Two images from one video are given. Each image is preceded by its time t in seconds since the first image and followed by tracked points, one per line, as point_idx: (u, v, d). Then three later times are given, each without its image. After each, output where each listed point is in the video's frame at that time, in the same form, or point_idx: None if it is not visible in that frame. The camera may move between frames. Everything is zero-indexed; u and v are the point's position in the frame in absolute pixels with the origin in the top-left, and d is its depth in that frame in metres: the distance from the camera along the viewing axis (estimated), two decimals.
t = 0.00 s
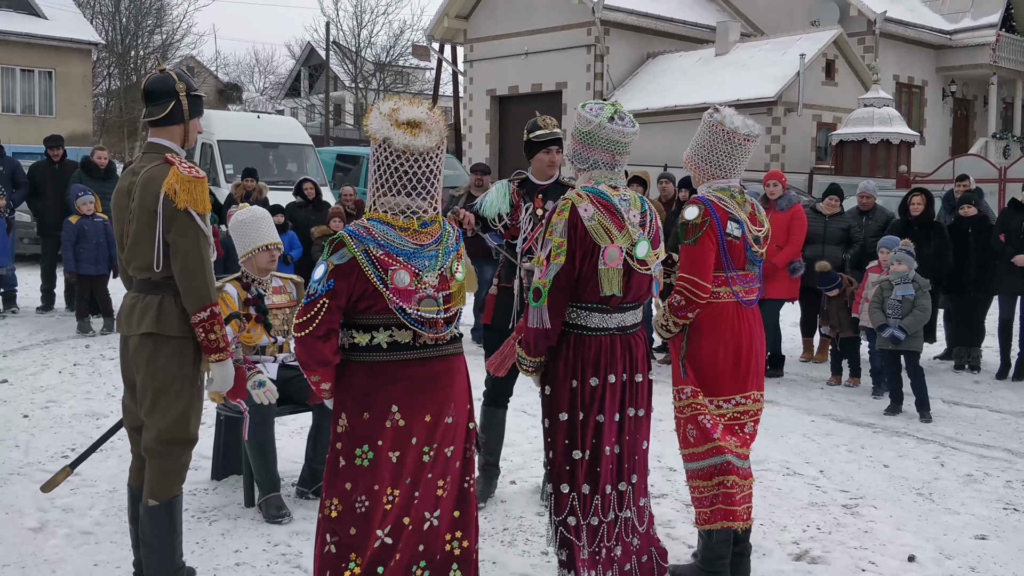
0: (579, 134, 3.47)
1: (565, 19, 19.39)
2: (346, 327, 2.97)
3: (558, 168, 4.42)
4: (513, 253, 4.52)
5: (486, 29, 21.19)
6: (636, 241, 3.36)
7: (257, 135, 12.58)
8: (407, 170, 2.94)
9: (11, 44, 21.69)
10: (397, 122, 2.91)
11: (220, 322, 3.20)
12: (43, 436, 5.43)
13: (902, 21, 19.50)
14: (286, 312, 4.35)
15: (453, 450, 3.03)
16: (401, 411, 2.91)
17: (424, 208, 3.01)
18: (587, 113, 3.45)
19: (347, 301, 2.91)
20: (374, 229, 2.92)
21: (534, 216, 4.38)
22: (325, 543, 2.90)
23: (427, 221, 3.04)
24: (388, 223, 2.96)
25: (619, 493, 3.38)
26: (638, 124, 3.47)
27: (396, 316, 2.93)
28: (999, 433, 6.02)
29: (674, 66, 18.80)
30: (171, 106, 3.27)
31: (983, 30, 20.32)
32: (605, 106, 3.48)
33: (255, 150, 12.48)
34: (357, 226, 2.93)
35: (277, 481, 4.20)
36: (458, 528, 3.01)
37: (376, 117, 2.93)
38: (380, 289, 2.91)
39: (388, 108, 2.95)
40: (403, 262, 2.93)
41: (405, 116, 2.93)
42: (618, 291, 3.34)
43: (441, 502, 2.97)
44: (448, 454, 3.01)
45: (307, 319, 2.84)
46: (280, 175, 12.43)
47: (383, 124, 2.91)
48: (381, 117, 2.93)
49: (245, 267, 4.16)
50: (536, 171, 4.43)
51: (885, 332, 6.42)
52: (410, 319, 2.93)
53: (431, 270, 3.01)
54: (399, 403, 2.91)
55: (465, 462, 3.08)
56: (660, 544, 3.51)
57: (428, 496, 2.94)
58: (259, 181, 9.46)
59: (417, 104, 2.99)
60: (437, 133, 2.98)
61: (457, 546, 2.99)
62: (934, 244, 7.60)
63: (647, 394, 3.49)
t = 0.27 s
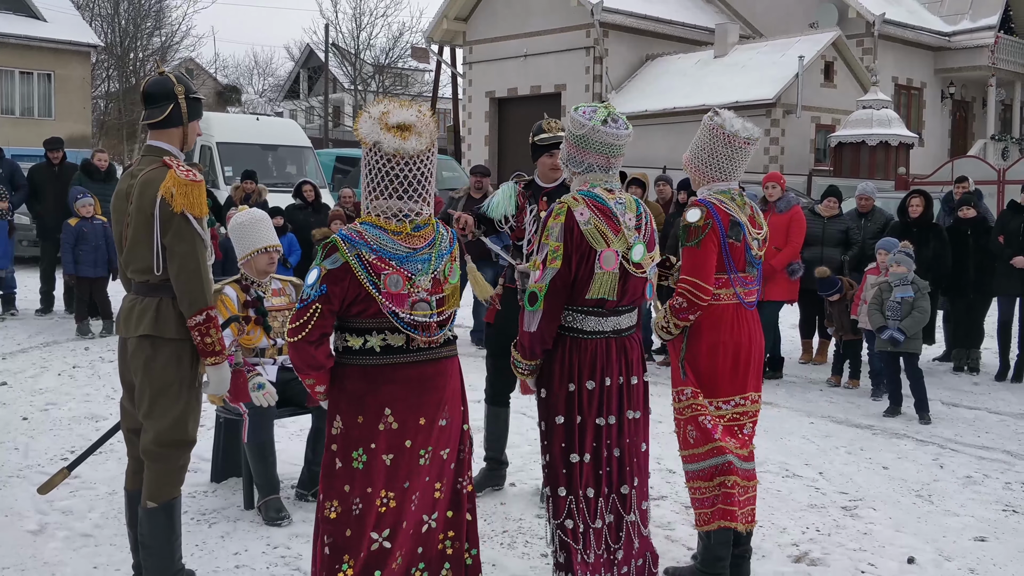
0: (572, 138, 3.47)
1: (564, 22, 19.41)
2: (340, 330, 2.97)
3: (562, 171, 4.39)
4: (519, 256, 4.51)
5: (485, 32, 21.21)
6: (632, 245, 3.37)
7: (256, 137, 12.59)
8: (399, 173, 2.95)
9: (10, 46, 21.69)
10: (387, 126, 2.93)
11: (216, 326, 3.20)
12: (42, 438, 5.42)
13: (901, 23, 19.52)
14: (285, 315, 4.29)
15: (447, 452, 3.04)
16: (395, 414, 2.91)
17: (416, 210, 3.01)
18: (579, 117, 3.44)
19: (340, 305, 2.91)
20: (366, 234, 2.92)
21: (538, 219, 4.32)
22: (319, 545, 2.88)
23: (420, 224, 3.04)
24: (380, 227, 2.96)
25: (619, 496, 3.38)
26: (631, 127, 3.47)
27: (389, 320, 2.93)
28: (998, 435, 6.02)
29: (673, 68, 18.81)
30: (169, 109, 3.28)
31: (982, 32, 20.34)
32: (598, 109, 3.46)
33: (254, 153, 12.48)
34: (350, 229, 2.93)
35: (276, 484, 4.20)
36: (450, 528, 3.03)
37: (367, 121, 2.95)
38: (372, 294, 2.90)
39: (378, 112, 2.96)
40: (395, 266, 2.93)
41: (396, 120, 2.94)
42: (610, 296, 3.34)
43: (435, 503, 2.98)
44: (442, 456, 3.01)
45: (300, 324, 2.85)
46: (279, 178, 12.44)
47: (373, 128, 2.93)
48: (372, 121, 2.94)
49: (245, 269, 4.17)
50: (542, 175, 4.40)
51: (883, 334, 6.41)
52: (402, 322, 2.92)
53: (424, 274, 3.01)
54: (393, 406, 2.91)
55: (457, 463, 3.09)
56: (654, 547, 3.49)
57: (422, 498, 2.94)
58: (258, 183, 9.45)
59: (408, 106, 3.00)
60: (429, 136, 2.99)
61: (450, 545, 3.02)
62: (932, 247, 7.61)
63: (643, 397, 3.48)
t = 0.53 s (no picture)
0: (583, 137, 3.47)
1: (563, 24, 19.43)
2: (338, 332, 2.97)
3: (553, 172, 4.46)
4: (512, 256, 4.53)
5: (484, 33, 21.23)
6: (638, 248, 3.38)
7: (255, 139, 12.59)
8: (397, 176, 2.94)
9: (9, 48, 21.69)
10: (385, 129, 2.92)
11: (213, 327, 3.20)
12: (41, 440, 5.42)
13: (900, 25, 19.54)
14: (285, 316, 4.27)
15: (444, 454, 3.03)
16: (392, 416, 2.91)
17: (414, 212, 3.01)
18: (592, 117, 3.44)
19: (338, 307, 2.91)
20: (365, 236, 2.92)
21: (529, 220, 4.40)
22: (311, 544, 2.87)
23: (418, 227, 3.04)
24: (379, 229, 2.96)
25: (621, 496, 3.38)
26: (642, 131, 3.48)
27: (386, 323, 2.93)
28: (998, 436, 6.02)
29: (673, 69, 18.82)
30: (166, 110, 3.28)
31: (981, 34, 20.37)
32: (610, 111, 3.47)
33: (254, 154, 12.48)
34: (349, 232, 2.93)
35: (276, 485, 4.21)
36: (448, 530, 3.03)
37: (364, 124, 2.95)
38: (370, 297, 2.91)
39: (376, 115, 2.96)
40: (393, 269, 2.93)
41: (394, 122, 2.94)
42: (619, 298, 3.34)
43: (433, 505, 2.98)
44: (440, 458, 3.01)
45: (297, 326, 2.84)
46: (278, 180, 12.45)
47: (371, 131, 2.92)
48: (369, 124, 2.94)
49: (245, 271, 4.16)
50: (533, 175, 4.47)
51: (883, 336, 6.41)
52: (398, 325, 2.92)
53: (422, 277, 3.01)
54: (390, 407, 2.91)
55: (455, 465, 3.09)
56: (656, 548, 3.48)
57: (419, 499, 2.94)
58: (257, 185, 9.43)
59: (405, 108, 3.00)
60: (427, 139, 2.99)
61: (447, 548, 3.01)
62: (932, 248, 7.61)
63: (646, 398, 3.48)
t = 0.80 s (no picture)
0: (587, 138, 3.48)
1: (562, 25, 19.44)
2: (337, 334, 2.97)
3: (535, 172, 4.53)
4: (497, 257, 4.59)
5: (484, 35, 21.23)
6: (642, 249, 3.40)
7: (255, 141, 12.59)
8: (396, 177, 2.94)
9: (8, 49, 21.68)
10: (384, 130, 2.92)
11: (209, 328, 3.19)
12: (40, 442, 5.42)
13: (899, 26, 19.55)
14: (284, 316, 4.28)
15: (444, 456, 3.03)
16: (391, 418, 2.91)
17: (413, 214, 3.00)
18: (598, 119, 3.44)
19: (336, 309, 2.90)
20: (363, 238, 2.91)
21: (513, 220, 4.51)
22: (309, 545, 2.86)
23: (416, 229, 3.03)
24: (378, 231, 2.95)
25: (624, 496, 3.38)
26: (649, 134, 3.49)
27: (384, 324, 2.93)
28: (997, 437, 6.02)
29: (672, 71, 18.83)
30: (162, 112, 3.28)
31: (980, 35, 20.38)
32: (617, 113, 3.47)
33: (253, 156, 12.48)
34: (348, 234, 2.92)
35: (275, 487, 4.20)
36: (450, 532, 3.03)
37: (364, 126, 2.95)
38: (369, 298, 2.91)
39: (376, 117, 2.97)
40: (392, 271, 2.93)
41: (393, 124, 2.94)
42: (623, 298, 3.35)
43: (433, 506, 2.98)
44: (439, 460, 3.01)
45: (295, 328, 2.83)
46: (277, 181, 12.46)
47: (371, 133, 2.93)
48: (369, 127, 2.94)
49: (242, 272, 4.16)
50: (515, 175, 4.53)
51: (882, 337, 6.40)
52: (396, 327, 2.92)
53: (421, 278, 3.01)
54: (389, 409, 2.91)
55: (455, 467, 3.09)
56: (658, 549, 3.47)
57: (419, 500, 2.94)
58: (255, 187, 9.41)
59: (405, 110, 3.00)
60: (426, 140, 2.99)
61: (451, 551, 3.01)
62: (931, 249, 7.63)
63: (649, 398, 3.49)
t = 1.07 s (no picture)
0: (587, 140, 3.48)
1: (561, 27, 19.45)
2: (337, 335, 2.96)
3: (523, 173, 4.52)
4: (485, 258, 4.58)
5: (482, 37, 21.25)
6: (644, 250, 3.39)
7: (253, 143, 12.59)
8: (395, 178, 2.94)
9: (6, 51, 21.67)
10: (384, 131, 2.92)
11: (204, 329, 3.19)
12: (38, 444, 5.41)
13: (898, 28, 19.56)
14: (282, 318, 4.27)
15: (444, 457, 3.03)
16: (391, 419, 2.90)
17: (413, 215, 3.00)
18: (597, 121, 3.45)
19: (336, 310, 2.90)
20: (363, 239, 2.91)
21: (501, 221, 4.50)
22: (309, 546, 2.86)
23: (416, 230, 3.03)
24: (378, 233, 2.95)
25: (627, 496, 3.37)
26: (648, 134, 3.49)
27: (383, 326, 2.93)
28: (996, 439, 6.02)
29: (670, 73, 18.84)
30: (157, 113, 3.28)
31: (978, 36, 20.39)
32: (616, 114, 3.47)
33: (251, 158, 12.48)
34: (348, 235, 2.92)
35: (273, 489, 4.20)
36: (450, 534, 3.03)
37: (363, 127, 2.94)
38: (368, 300, 2.91)
39: (375, 118, 2.96)
40: (392, 272, 2.93)
41: (392, 126, 2.94)
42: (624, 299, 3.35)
43: (433, 508, 2.97)
44: (439, 461, 3.01)
45: (296, 329, 2.84)
46: (276, 183, 12.46)
47: (370, 134, 2.92)
48: (368, 128, 2.93)
49: (240, 273, 4.15)
50: (503, 176, 4.53)
51: (881, 338, 6.41)
52: (395, 328, 2.92)
53: (420, 280, 3.01)
54: (389, 410, 2.91)
55: (455, 468, 3.09)
56: (659, 549, 3.47)
57: (418, 502, 2.93)
58: (253, 189, 9.41)
59: (405, 111, 3.00)
60: (425, 141, 2.99)
61: (452, 553, 3.01)
62: (929, 250, 7.63)
63: (651, 399, 3.50)
